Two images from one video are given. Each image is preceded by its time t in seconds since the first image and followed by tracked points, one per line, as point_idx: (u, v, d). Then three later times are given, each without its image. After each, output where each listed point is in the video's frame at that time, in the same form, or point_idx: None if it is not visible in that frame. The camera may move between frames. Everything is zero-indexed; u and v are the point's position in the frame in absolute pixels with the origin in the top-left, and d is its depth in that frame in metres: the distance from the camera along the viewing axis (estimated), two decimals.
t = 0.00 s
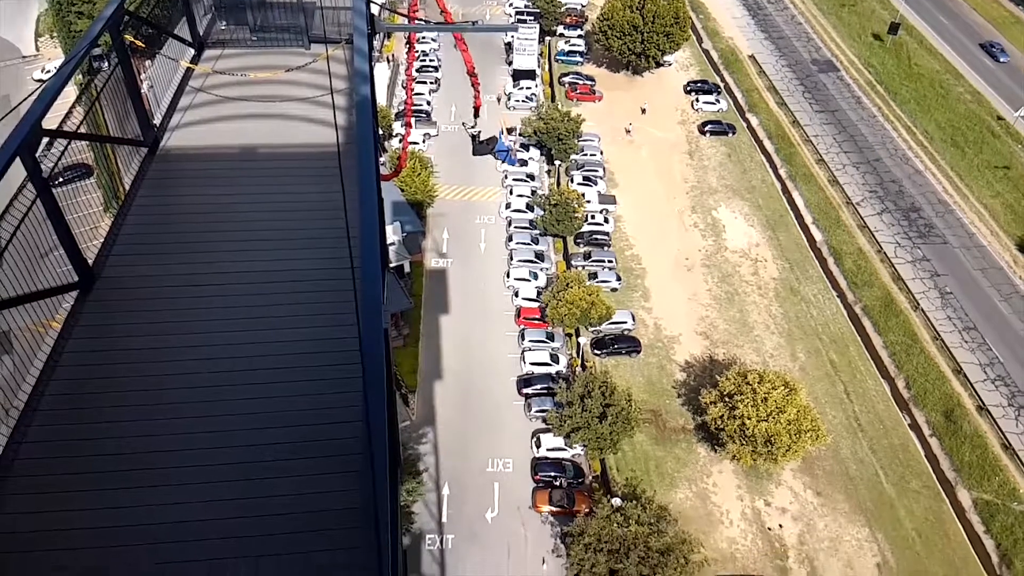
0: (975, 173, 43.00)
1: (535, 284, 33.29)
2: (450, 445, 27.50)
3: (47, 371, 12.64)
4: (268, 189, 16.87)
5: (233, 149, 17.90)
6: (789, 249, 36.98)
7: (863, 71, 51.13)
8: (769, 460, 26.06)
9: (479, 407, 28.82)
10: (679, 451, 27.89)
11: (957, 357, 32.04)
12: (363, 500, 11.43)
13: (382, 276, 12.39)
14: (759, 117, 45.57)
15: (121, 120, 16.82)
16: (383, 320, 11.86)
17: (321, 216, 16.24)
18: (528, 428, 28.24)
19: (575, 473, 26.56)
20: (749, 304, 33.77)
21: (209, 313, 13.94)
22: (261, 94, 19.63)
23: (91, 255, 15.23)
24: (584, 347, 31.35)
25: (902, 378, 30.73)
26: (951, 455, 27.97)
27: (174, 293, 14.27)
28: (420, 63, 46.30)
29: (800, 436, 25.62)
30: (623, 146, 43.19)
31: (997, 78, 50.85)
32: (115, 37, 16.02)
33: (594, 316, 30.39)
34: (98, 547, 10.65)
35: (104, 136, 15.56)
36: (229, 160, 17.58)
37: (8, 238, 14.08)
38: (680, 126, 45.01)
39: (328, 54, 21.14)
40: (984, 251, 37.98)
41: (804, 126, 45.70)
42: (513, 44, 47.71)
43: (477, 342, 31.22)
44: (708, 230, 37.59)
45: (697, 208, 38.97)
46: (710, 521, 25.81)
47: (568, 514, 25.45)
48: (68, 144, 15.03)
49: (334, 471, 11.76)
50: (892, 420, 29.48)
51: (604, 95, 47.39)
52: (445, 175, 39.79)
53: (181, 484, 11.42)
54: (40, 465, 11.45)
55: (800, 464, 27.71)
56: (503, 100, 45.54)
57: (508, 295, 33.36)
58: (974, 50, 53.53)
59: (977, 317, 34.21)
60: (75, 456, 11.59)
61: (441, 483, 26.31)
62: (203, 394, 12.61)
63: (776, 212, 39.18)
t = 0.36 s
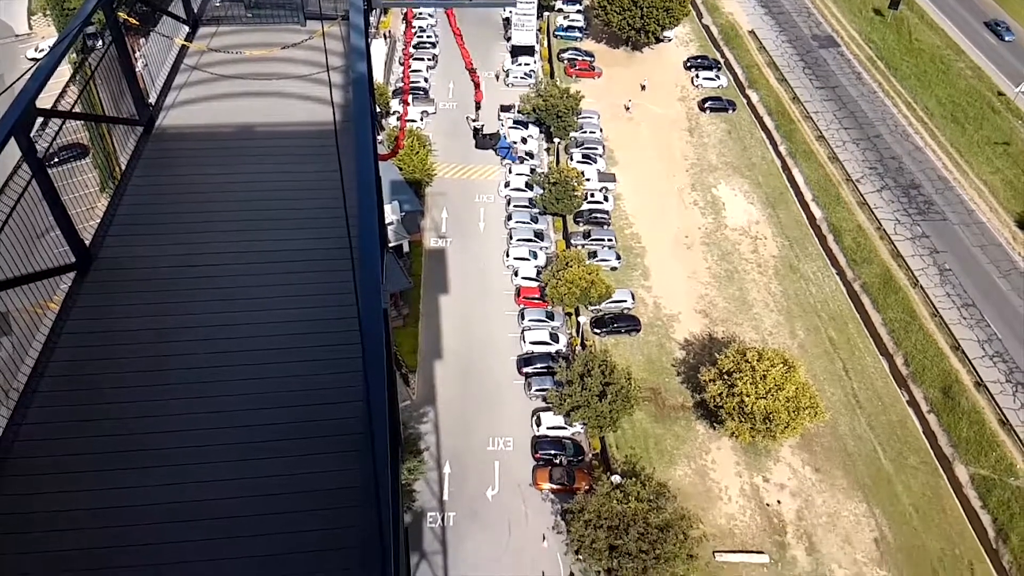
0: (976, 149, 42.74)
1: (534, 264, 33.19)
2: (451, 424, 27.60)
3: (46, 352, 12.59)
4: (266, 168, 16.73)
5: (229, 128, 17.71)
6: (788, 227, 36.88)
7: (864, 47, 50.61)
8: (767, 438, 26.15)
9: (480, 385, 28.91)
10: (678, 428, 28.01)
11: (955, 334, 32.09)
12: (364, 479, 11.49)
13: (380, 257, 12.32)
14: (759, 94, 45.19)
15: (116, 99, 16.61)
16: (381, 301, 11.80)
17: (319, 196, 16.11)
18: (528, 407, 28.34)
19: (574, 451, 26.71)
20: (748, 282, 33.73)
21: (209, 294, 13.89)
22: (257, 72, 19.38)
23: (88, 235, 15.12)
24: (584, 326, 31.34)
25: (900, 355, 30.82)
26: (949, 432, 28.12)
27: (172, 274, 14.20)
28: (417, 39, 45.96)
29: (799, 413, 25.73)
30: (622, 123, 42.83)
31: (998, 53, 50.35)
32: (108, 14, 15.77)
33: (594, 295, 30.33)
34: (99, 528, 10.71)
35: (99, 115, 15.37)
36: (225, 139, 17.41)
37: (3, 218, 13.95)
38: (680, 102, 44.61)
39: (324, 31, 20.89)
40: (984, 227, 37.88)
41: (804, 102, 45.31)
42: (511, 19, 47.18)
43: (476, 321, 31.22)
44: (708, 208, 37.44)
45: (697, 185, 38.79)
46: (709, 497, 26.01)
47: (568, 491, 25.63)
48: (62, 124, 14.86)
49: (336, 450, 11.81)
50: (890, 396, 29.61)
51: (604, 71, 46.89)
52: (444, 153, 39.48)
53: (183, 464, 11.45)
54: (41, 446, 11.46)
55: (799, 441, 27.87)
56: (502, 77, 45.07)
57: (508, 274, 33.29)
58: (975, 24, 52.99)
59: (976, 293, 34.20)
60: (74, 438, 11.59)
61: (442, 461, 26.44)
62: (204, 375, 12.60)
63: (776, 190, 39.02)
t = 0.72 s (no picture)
0: (976, 129, 42.47)
1: (533, 247, 33.06)
2: (451, 407, 27.64)
3: (45, 338, 12.50)
4: (263, 151, 16.55)
5: (225, 111, 17.51)
6: (788, 209, 36.74)
7: (864, 26, 50.10)
8: (766, 420, 26.11)
9: (479, 368, 28.91)
10: (677, 411, 28.06)
11: (954, 315, 32.05)
12: (365, 462, 11.48)
13: (378, 240, 12.20)
14: (759, 74, 44.78)
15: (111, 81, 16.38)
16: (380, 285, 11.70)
17: (317, 179, 15.96)
18: (528, 390, 28.35)
19: (574, 434, 26.76)
20: (748, 264, 33.63)
21: (207, 278, 13.80)
22: (253, 53, 19.18)
23: (85, 220, 14.96)
24: (583, 309, 31.29)
25: (900, 336, 30.83)
26: (948, 413, 28.20)
27: (170, 258, 14.08)
28: (414, 19, 45.36)
29: (798, 395, 25.78)
30: (621, 104, 42.46)
31: (999, 32, 49.86)
32: None
33: (593, 278, 30.23)
34: (101, 513, 10.70)
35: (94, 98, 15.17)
36: (222, 122, 17.21)
37: None
38: (679, 83, 44.20)
39: (320, 12, 20.65)
40: (984, 208, 37.72)
41: (804, 82, 44.90)
42: None
43: (476, 304, 31.15)
44: (707, 190, 37.26)
45: (697, 167, 38.57)
46: (708, 479, 26.12)
47: (568, 473, 25.71)
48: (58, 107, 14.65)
49: (336, 434, 11.78)
50: (889, 377, 29.65)
51: (603, 51, 46.40)
52: (441, 135, 39.16)
53: (183, 449, 11.43)
54: (41, 431, 11.42)
55: (798, 422, 27.93)
56: (500, 58, 44.56)
57: (507, 257, 33.17)
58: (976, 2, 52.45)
59: (975, 274, 34.14)
60: (75, 423, 11.55)
61: (442, 444, 26.50)
62: (203, 359, 12.54)
63: (776, 170, 38.82)
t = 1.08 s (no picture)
0: (976, 116, 42.28)
1: (533, 236, 32.97)
2: (451, 396, 27.65)
3: (45, 327, 12.45)
4: (262, 139, 16.44)
5: (223, 99, 17.38)
6: (788, 196, 36.65)
7: (865, 12, 49.76)
8: (766, 407, 26.09)
9: (479, 357, 28.91)
10: (677, 399, 28.07)
11: (954, 303, 32.02)
12: (366, 451, 11.48)
13: (378, 229, 12.15)
14: (759, 61, 44.53)
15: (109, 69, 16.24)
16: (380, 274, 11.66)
17: (316, 168, 15.86)
18: (527, 379, 28.35)
19: (573, 422, 26.78)
20: (748, 253, 33.56)
21: (206, 268, 13.74)
22: (251, 42, 19.11)
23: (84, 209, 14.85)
24: (583, 298, 31.26)
25: (899, 324, 30.83)
26: (947, 400, 28.25)
27: (169, 248, 14.02)
28: (413, 6, 45.00)
29: (798, 383, 25.78)
30: (621, 91, 42.22)
31: (1001, 18, 49.52)
32: None
33: (593, 267, 30.17)
34: (103, 501, 10.71)
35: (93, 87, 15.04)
36: (220, 111, 17.09)
37: None
38: (679, 70, 43.93)
39: None
40: (984, 196, 37.58)
41: (805, 69, 44.62)
42: None
43: (476, 293, 31.11)
44: (708, 177, 37.14)
45: (697, 154, 38.43)
46: (707, 467, 26.18)
47: (567, 461, 25.76)
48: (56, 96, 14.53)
49: (337, 423, 11.79)
50: (888, 365, 29.67)
51: (602, 38, 46.09)
52: (440, 123, 38.94)
53: (185, 438, 11.42)
54: (42, 422, 11.40)
55: (797, 411, 27.96)
56: (499, 45, 44.25)
57: (507, 247, 33.09)
58: None
59: (974, 262, 34.08)
60: (76, 411, 11.55)
61: (443, 433, 26.53)
62: (203, 348, 12.52)
63: (776, 158, 38.70)
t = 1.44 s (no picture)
0: (981, 92, 41.80)
1: (533, 214, 32.78)
2: (452, 374, 27.67)
3: (45, 308, 12.39)
4: (259, 118, 16.24)
5: (220, 78, 17.14)
6: (790, 173, 36.40)
7: None
8: (766, 385, 26.07)
9: (479, 336, 28.89)
10: (676, 377, 28.08)
11: (956, 280, 31.89)
12: (366, 430, 11.47)
13: (376, 207, 12.03)
14: (761, 36, 43.98)
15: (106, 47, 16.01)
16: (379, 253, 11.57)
17: (315, 146, 15.69)
18: (527, 358, 28.35)
19: (573, 401, 26.84)
20: (749, 230, 33.38)
21: (205, 247, 13.64)
22: (248, 19, 18.87)
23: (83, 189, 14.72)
24: (583, 277, 31.18)
25: (900, 302, 30.77)
26: (948, 378, 28.28)
27: (168, 227, 13.92)
28: None
29: (798, 360, 25.77)
30: (622, 67, 41.72)
31: None
32: None
33: (593, 246, 30.03)
34: (107, 480, 10.73)
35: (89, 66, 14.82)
36: (218, 89, 16.86)
37: None
38: (681, 46, 43.38)
39: None
40: (987, 172, 37.26)
41: (807, 45, 44.05)
42: None
43: (476, 272, 31.02)
44: (709, 154, 36.84)
45: (698, 131, 38.08)
46: (707, 445, 26.27)
47: (567, 439, 25.85)
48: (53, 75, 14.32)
49: (338, 402, 11.77)
50: (889, 343, 29.65)
51: (603, 13, 45.47)
52: (439, 101, 38.53)
53: (186, 418, 11.41)
54: (44, 402, 11.39)
55: (797, 388, 28.00)
56: (498, 21, 43.69)
57: (507, 225, 32.91)
58: None
59: (977, 239, 33.90)
60: (80, 391, 11.55)
61: (443, 411, 26.59)
62: (202, 328, 12.48)
63: (778, 135, 38.39)
